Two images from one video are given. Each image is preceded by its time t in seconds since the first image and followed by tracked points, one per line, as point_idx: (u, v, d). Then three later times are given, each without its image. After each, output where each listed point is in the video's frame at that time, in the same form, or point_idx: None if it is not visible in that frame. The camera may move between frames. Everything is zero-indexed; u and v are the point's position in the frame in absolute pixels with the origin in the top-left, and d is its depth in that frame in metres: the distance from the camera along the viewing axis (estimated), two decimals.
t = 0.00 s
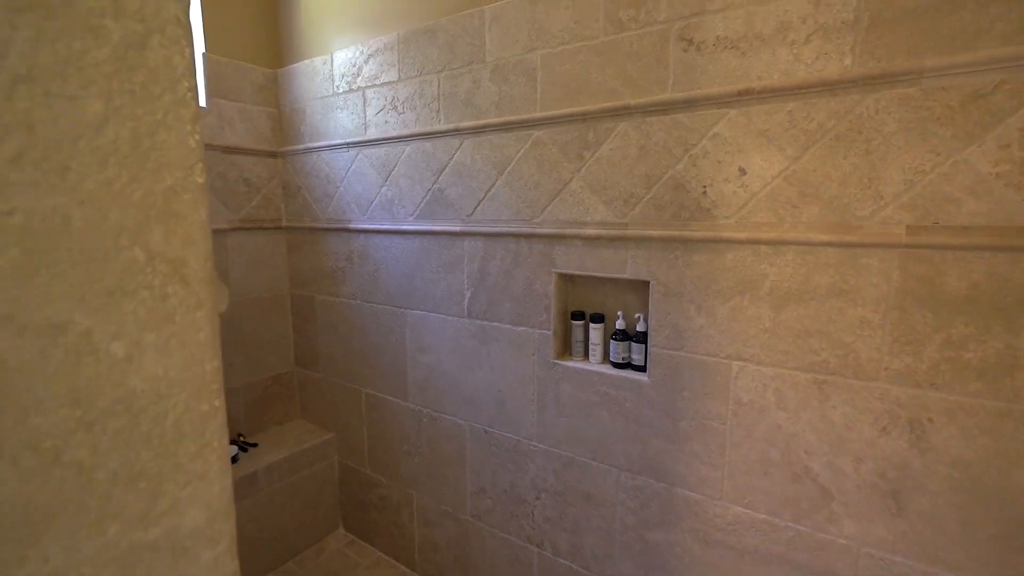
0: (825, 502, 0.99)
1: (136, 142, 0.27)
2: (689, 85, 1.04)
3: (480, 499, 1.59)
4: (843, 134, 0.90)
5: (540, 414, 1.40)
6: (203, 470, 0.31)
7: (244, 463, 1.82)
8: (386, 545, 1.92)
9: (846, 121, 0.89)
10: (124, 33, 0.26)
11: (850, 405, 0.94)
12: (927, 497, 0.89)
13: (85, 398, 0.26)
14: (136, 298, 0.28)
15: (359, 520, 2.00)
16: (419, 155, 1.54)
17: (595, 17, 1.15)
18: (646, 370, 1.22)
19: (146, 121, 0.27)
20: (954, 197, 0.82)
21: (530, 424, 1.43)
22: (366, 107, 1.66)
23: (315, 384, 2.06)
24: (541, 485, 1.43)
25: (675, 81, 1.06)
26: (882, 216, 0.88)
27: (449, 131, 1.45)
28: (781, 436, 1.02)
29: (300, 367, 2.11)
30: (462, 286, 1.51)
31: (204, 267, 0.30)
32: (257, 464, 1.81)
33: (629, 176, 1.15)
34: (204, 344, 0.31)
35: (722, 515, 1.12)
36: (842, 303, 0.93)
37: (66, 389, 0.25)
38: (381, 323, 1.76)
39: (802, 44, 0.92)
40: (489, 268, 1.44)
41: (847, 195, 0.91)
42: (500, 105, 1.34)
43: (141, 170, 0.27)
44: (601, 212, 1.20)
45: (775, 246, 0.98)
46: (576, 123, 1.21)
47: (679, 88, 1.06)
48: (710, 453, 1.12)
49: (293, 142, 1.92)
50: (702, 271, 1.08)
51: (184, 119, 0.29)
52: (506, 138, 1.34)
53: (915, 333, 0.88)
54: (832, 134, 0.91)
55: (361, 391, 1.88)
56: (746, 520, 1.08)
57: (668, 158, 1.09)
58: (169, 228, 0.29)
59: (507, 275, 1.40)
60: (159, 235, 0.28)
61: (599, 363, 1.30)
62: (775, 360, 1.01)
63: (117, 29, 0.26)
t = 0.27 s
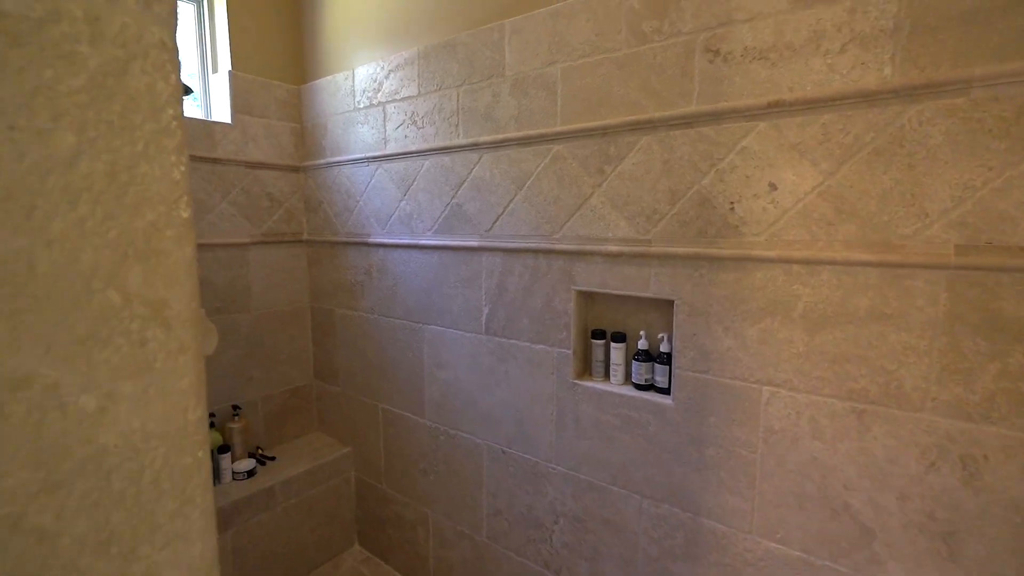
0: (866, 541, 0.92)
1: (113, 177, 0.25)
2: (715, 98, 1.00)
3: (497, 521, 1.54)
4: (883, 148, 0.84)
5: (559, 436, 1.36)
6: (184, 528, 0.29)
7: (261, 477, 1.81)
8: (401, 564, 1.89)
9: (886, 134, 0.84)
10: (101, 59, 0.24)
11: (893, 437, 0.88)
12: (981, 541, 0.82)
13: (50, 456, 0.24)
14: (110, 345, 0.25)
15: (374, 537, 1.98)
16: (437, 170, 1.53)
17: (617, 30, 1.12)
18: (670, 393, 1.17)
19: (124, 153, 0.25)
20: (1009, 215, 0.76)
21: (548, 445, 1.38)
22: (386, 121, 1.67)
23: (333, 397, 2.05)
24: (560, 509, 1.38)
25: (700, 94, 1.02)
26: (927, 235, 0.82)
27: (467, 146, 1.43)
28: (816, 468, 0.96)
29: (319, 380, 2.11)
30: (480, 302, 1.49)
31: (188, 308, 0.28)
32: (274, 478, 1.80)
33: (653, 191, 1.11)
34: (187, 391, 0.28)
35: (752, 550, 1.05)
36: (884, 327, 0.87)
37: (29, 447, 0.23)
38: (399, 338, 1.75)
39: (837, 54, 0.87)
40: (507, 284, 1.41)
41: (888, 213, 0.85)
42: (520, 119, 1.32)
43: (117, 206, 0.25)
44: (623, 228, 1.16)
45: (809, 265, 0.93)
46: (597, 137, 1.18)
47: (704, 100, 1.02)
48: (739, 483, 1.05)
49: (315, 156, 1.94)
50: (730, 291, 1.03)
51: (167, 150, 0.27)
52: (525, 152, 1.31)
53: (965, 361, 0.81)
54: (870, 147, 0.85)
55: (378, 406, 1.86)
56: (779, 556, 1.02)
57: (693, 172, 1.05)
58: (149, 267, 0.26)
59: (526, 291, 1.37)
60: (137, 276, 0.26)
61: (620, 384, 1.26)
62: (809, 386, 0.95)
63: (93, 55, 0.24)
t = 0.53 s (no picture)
0: None
1: (90, 213, 0.22)
2: (744, 109, 0.96)
3: (514, 545, 1.49)
4: (929, 161, 0.79)
5: (579, 459, 1.31)
6: None
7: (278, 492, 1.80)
8: None
9: (933, 146, 0.79)
10: (78, 83, 0.22)
11: (944, 473, 0.81)
12: None
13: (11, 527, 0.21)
14: (84, 399, 0.23)
15: (389, 556, 1.94)
16: (456, 184, 1.51)
17: (640, 41, 1.09)
18: (696, 418, 1.11)
19: (102, 185, 0.23)
20: None
21: (568, 468, 1.33)
22: (405, 136, 1.66)
23: (350, 412, 2.04)
24: (579, 536, 1.32)
25: (728, 105, 0.98)
26: (981, 255, 0.76)
27: (486, 160, 1.41)
28: (858, 503, 0.89)
29: (336, 394, 2.10)
30: (498, 318, 1.45)
31: (172, 353, 0.25)
32: (290, 493, 1.78)
33: (678, 206, 1.07)
34: (170, 445, 0.26)
35: None
36: (932, 353, 0.81)
37: None
38: (416, 353, 1.73)
39: (877, 62, 0.82)
40: (526, 301, 1.37)
41: (936, 230, 0.79)
42: (539, 132, 1.29)
43: (92, 244, 0.23)
44: (646, 244, 1.12)
45: (847, 286, 0.87)
46: (619, 151, 1.14)
47: (732, 112, 0.97)
48: (772, 516, 0.99)
49: (335, 170, 1.95)
50: (761, 311, 0.97)
51: (151, 181, 0.24)
52: (545, 166, 1.29)
53: None
54: (915, 160, 0.80)
55: (394, 422, 1.84)
56: None
57: (720, 187, 1.00)
58: (128, 311, 0.24)
59: (545, 308, 1.33)
60: (116, 321, 0.24)
61: (643, 407, 1.20)
62: (849, 414, 0.89)
63: (68, 79, 0.22)
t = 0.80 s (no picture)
0: None
1: (57, 255, 0.20)
2: (772, 121, 0.92)
3: (532, 569, 1.44)
4: (979, 174, 0.74)
5: (600, 482, 1.26)
6: None
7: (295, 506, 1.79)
8: None
9: (984, 159, 0.73)
10: (44, 114, 0.20)
11: (1001, 514, 0.74)
12: None
13: None
14: (45, 459, 0.21)
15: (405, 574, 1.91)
16: (474, 198, 1.50)
17: (663, 52, 1.06)
18: (723, 443, 1.06)
19: (71, 223, 0.21)
20: None
21: (588, 491, 1.28)
22: (424, 150, 1.66)
23: (368, 426, 2.02)
24: (600, 563, 1.27)
25: (756, 117, 0.94)
26: None
27: (505, 174, 1.39)
28: (902, 542, 0.83)
29: (354, 407, 2.09)
30: (516, 335, 1.42)
31: (145, 405, 0.23)
32: (307, 508, 1.77)
33: (702, 222, 1.02)
34: (141, 503, 0.24)
35: None
36: (986, 382, 0.75)
37: None
38: (433, 368, 1.71)
39: (919, 70, 0.77)
40: (545, 318, 1.34)
41: (987, 250, 0.73)
42: (559, 146, 1.26)
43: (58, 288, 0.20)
44: (670, 261, 1.08)
45: (888, 307, 0.82)
46: (641, 164, 1.11)
47: (760, 124, 0.93)
48: (806, 553, 0.93)
49: (356, 185, 1.96)
50: (793, 333, 0.92)
51: (124, 217, 0.22)
52: (564, 180, 1.26)
53: None
54: (963, 174, 0.75)
55: (412, 438, 1.82)
56: None
57: (748, 202, 0.96)
58: (98, 359, 0.22)
59: (565, 326, 1.30)
60: (83, 371, 0.21)
61: (666, 430, 1.15)
62: (891, 445, 0.83)
63: (33, 110, 0.20)
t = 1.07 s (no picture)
0: None
1: (7, 296, 0.18)
2: (801, 133, 0.88)
3: None
4: None
5: (620, 507, 1.21)
6: None
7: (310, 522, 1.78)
8: None
9: None
10: None
11: None
12: None
13: None
14: None
15: None
16: (491, 212, 1.48)
17: (685, 62, 1.03)
18: (751, 471, 1.00)
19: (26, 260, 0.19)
20: None
21: (608, 516, 1.23)
22: (442, 164, 1.65)
23: (384, 441, 2.00)
24: None
25: (784, 128, 0.90)
26: None
27: (522, 188, 1.37)
28: None
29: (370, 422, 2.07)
30: (534, 352, 1.39)
31: (107, 457, 0.21)
32: (322, 524, 1.76)
33: (727, 237, 0.98)
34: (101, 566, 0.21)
35: None
36: None
37: None
38: (449, 385, 1.68)
39: (963, 77, 0.72)
40: (563, 335, 1.30)
41: None
42: (577, 160, 1.24)
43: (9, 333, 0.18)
44: (693, 278, 1.03)
45: (932, 330, 0.76)
46: (662, 178, 1.07)
47: (788, 136, 0.89)
48: None
49: (374, 199, 1.96)
50: (826, 356, 0.86)
51: (88, 252, 0.20)
52: (583, 194, 1.23)
53: None
54: (1015, 188, 0.69)
55: (427, 454, 1.79)
56: None
57: (776, 217, 0.92)
58: (53, 410, 0.20)
59: (584, 343, 1.26)
60: (35, 424, 0.19)
61: (690, 455, 1.10)
62: (938, 480, 0.77)
63: None
